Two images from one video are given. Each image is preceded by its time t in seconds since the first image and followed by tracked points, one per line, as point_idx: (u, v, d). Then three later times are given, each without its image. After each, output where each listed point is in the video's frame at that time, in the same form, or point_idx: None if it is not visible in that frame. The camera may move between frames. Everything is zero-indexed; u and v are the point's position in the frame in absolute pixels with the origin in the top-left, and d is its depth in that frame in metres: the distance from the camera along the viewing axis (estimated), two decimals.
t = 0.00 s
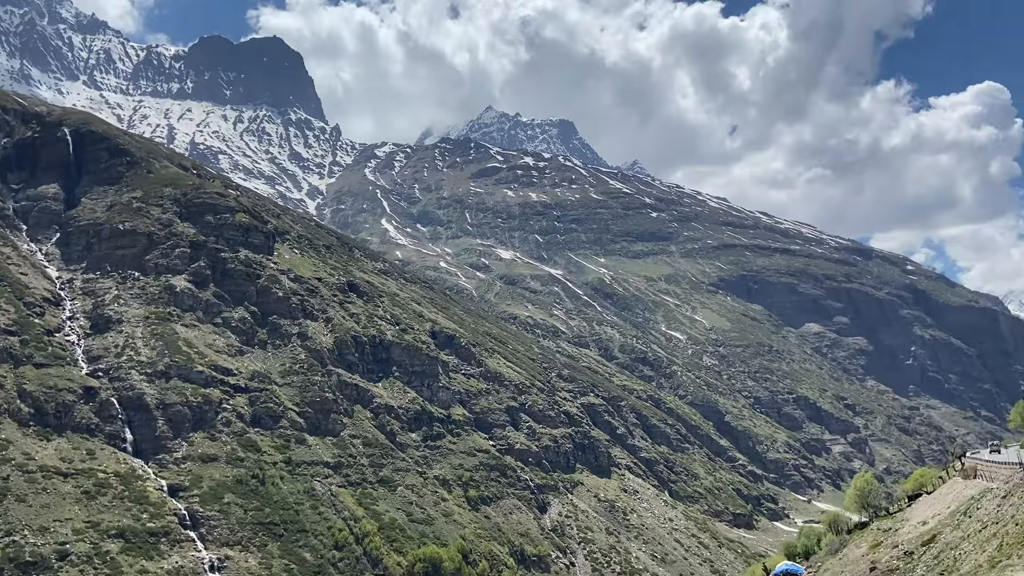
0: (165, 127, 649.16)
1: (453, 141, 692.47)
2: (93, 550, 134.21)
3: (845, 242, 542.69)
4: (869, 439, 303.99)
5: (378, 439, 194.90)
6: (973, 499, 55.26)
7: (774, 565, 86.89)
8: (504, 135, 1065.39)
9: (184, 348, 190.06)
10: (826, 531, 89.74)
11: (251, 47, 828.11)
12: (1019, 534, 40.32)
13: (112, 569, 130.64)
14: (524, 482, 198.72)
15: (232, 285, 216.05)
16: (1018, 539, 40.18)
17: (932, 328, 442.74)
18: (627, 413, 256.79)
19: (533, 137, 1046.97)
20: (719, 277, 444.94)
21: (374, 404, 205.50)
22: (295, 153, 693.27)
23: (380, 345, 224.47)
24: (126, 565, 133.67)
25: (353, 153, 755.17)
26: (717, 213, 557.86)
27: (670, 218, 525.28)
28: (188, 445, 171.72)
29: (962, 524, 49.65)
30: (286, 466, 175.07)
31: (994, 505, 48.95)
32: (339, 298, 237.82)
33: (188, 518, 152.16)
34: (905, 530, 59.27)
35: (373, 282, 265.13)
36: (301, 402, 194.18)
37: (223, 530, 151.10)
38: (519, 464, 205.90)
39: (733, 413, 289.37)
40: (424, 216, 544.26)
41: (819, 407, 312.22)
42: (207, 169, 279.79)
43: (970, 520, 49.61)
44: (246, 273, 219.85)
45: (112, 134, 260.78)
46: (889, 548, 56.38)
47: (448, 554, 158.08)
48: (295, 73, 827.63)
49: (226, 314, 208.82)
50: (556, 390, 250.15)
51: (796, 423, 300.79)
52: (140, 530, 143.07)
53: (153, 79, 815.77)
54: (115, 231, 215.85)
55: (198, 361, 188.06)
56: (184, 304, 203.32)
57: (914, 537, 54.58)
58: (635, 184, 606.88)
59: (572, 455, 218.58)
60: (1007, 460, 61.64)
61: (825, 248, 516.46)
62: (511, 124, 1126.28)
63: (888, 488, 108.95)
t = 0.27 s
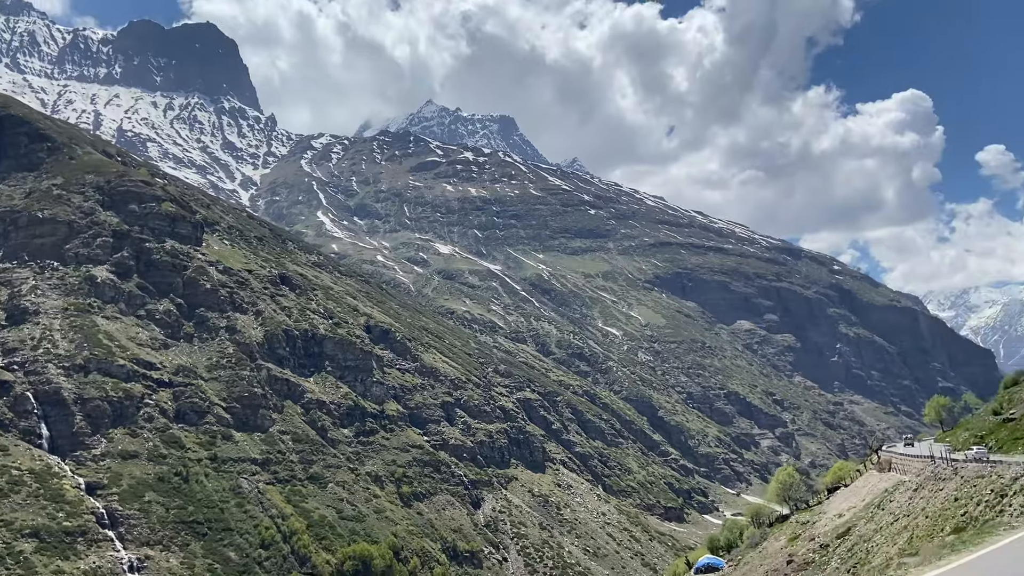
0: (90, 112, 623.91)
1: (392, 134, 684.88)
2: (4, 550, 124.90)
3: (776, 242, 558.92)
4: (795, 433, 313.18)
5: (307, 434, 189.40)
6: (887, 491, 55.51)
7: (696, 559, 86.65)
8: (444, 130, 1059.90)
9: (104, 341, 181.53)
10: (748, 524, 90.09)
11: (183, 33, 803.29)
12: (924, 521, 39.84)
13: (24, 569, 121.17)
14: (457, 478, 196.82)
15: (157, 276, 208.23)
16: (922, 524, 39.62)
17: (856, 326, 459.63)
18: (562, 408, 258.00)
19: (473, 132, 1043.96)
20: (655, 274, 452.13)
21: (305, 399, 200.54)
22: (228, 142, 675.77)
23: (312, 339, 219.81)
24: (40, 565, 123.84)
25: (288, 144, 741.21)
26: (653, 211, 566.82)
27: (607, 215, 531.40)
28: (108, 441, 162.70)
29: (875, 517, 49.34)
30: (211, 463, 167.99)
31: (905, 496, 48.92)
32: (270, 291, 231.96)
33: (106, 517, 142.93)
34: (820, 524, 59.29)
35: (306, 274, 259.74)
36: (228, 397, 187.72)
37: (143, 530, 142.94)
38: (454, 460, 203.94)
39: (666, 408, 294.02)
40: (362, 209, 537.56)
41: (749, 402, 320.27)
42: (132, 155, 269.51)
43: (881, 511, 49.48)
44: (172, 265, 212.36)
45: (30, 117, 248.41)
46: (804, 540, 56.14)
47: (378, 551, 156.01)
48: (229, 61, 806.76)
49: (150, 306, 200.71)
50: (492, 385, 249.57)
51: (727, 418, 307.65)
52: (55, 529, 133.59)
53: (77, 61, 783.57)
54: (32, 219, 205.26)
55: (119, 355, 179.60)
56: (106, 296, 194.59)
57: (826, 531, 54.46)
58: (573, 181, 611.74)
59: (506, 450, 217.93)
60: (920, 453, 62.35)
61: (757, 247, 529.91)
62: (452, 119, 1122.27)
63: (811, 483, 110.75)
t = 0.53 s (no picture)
0: (14, 94, 596.01)
1: (335, 126, 673.48)
2: None
3: (716, 241, 570.02)
4: (731, 429, 319.55)
5: (239, 430, 183.15)
6: (812, 486, 55.24)
7: (627, 555, 85.87)
8: (388, 122, 1047.50)
9: (24, 332, 172.10)
10: (678, 519, 89.80)
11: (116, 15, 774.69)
12: (846, 514, 39.07)
13: None
14: (394, 474, 193.59)
15: (82, 266, 199.40)
16: (843, 518, 38.82)
17: (791, 325, 472.26)
18: (502, 404, 257.20)
19: (417, 126, 1034.47)
20: (598, 271, 455.52)
21: (237, 394, 194.39)
22: (162, 130, 654.96)
23: (245, 332, 213.65)
24: None
25: (226, 132, 722.46)
26: (597, 208, 571.27)
27: (551, 212, 533.52)
28: (28, 436, 152.77)
29: (799, 511, 48.73)
30: (137, 460, 160.40)
31: (830, 490, 48.43)
32: (202, 283, 224.70)
33: (25, 515, 133.25)
34: (747, 519, 58.80)
35: (241, 266, 252.73)
36: (155, 392, 180.09)
37: (64, 528, 134.24)
38: (391, 456, 200.64)
39: (606, 403, 296.05)
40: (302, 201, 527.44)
41: (687, 398, 325.43)
42: (57, 140, 257.90)
43: (805, 506, 48.92)
44: (98, 254, 203.69)
45: None
46: (730, 535, 55.48)
47: (310, 549, 151.78)
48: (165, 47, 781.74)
49: (74, 296, 191.44)
50: (431, 380, 247.13)
51: (665, 414, 311.78)
52: None
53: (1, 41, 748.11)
54: None
55: (40, 347, 170.25)
56: (27, 286, 184.92)
57: (752, 526, 53.79)
58: (517, 177, 611.99)
59: (445, 446, 215.73)
60: (845, 447, 62.53)
61: (697, 245, 539.07)
62: (397, 112, 1111.06)
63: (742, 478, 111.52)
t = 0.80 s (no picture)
0: None
1: (280, 115, 659.09)
2: None
3: (661, 239, 577.82)
4: (673, 424, 324.20)
5: (173, 425, 176.66)
6: (744, 480, 55.86)
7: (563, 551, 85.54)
8: (334, 113, 1030.38)
9: None
10: (614, 514, 89.86)
11: None
12: (775, 510, 39.15)
13: None
14: (335, 470, 190.00)
15: (8, 253, 189.85)
16: (771, 513, 38.88)
17: (733, 322, 482.03)
18: (447, 399, 255.42)
19: (365, 117, 1019.89)
20: (545, 267, 456.59)
21: (172, 388, 187.93)
22: (98, 115, 631.40)
23: (181, 324, 206.86)
24: None
25: (167, 119, 700.54)
26: (545, 204, 572.97)
27: (499, 207, 532.80)
28: None
29: (731, 506, 49.01)
30: (65, 454, 151.50)
31: (761, 485, 48.80)
32: (136, 273, 216.65)
33: None
34: (680, 514, 59.05)
35: (178, 256, 244.82)
36: (86, 385, 172.03)
37: None
38: (331, 452, 197.04)
39: (550, 399, 296.91)
40: (245, 191, 514.94)
41: (630, 393, 328.87)
42: None
43: (736, 501, 49.23)
44: (26, 241, 194.30)
45: None
46: (663, 530, 55.64)
47: (246, 546, 147.40)
48: (102, 29, 753.72)
49: None
50: (374, 374, 244.04)
51: (608, 409, 314.57)
52: None
53: None
54: None
55: None
56: None
57: (685, 521, 53.94)
58: (466, 171, 609.04)
59: (387, 442, 213.17)
60: (778, 442, 63.43)
61: (642, 243, 545.30)
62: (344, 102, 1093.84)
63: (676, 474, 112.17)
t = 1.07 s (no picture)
0: None
1: (227, 104, 643.52)
2: None
3: (612, 237, 582.65)
4: (621, 420, 327.00)
5: (109, 420, 170.16)
6: (683, 476, 55.82)
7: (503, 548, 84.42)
8: (284, 104, 1010.70)
9: None
10: (556, 511, 89.05)
11: None
12: (712, 507, 38.73)
13: None
14: (278, 466, 185.80)
15: None
16: (708, 511, 38.42)
17: (681, 320, 488.88)
18: (395, 395, 252.61)
19: (316, 108, 1002.87)
20: (497, 264, 455.83)
21: (109, 381, 181.26)
22: (35, 100, 607.68)
23: (119, 316, 199.61)
24: None
25: (109, 105, 678.03)
26: (498, 200, 572.17)
27: (451, 202, 530.15)
28: None
29: (669, 503, 48.70)
30: None
31: (699, 482, 48.66)
32: (72, 263, 208.20)
33: None
34: (620, 511, 58.65)
35: (117, 247, 236.36)
36: (17, 377, 163.93)
37: None
38: (275, 448, 192.83)
39: (500, 395, 296.25)
40: (190, 181, 501.25)
41: (580, 390, 330.58)
42: None
43: (675, 498, 48.93)
44: None
45: None
46: (602, 527, 55.10)
47: (183, 544, 142.34)
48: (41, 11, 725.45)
49: None
50: (321, 369, 240.04)
51: (558, 406, 315.47)
52: None
53: None
54: None
55: None
56: None
57: (625, 518, 53.49)
58: (418, 165, 603.93)
59: (333, 438, 209.79)
60: (718, 438, 63.70)
61: (594, 240, 548.95)
62: (295, 93, 1074.80)
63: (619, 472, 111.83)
